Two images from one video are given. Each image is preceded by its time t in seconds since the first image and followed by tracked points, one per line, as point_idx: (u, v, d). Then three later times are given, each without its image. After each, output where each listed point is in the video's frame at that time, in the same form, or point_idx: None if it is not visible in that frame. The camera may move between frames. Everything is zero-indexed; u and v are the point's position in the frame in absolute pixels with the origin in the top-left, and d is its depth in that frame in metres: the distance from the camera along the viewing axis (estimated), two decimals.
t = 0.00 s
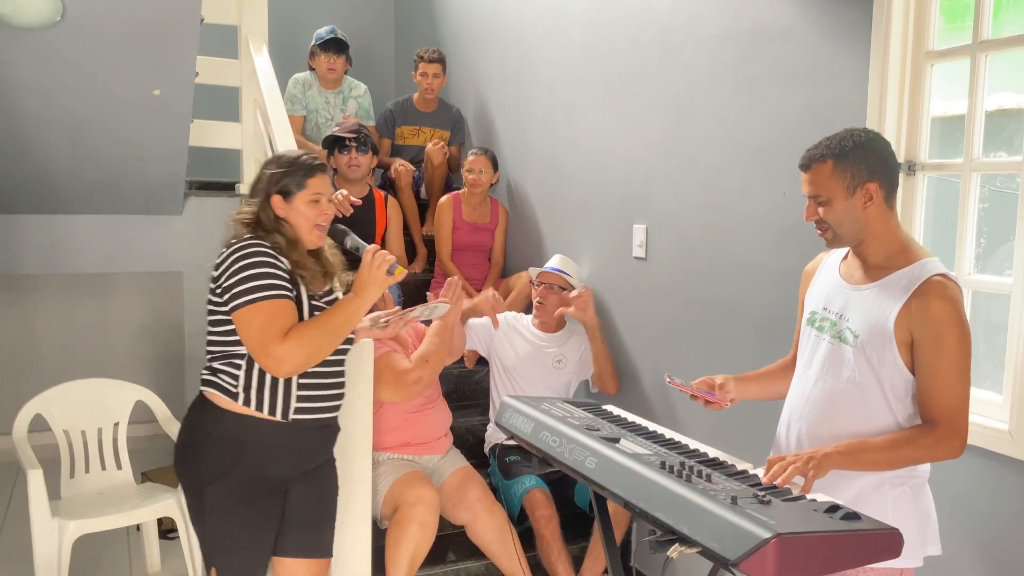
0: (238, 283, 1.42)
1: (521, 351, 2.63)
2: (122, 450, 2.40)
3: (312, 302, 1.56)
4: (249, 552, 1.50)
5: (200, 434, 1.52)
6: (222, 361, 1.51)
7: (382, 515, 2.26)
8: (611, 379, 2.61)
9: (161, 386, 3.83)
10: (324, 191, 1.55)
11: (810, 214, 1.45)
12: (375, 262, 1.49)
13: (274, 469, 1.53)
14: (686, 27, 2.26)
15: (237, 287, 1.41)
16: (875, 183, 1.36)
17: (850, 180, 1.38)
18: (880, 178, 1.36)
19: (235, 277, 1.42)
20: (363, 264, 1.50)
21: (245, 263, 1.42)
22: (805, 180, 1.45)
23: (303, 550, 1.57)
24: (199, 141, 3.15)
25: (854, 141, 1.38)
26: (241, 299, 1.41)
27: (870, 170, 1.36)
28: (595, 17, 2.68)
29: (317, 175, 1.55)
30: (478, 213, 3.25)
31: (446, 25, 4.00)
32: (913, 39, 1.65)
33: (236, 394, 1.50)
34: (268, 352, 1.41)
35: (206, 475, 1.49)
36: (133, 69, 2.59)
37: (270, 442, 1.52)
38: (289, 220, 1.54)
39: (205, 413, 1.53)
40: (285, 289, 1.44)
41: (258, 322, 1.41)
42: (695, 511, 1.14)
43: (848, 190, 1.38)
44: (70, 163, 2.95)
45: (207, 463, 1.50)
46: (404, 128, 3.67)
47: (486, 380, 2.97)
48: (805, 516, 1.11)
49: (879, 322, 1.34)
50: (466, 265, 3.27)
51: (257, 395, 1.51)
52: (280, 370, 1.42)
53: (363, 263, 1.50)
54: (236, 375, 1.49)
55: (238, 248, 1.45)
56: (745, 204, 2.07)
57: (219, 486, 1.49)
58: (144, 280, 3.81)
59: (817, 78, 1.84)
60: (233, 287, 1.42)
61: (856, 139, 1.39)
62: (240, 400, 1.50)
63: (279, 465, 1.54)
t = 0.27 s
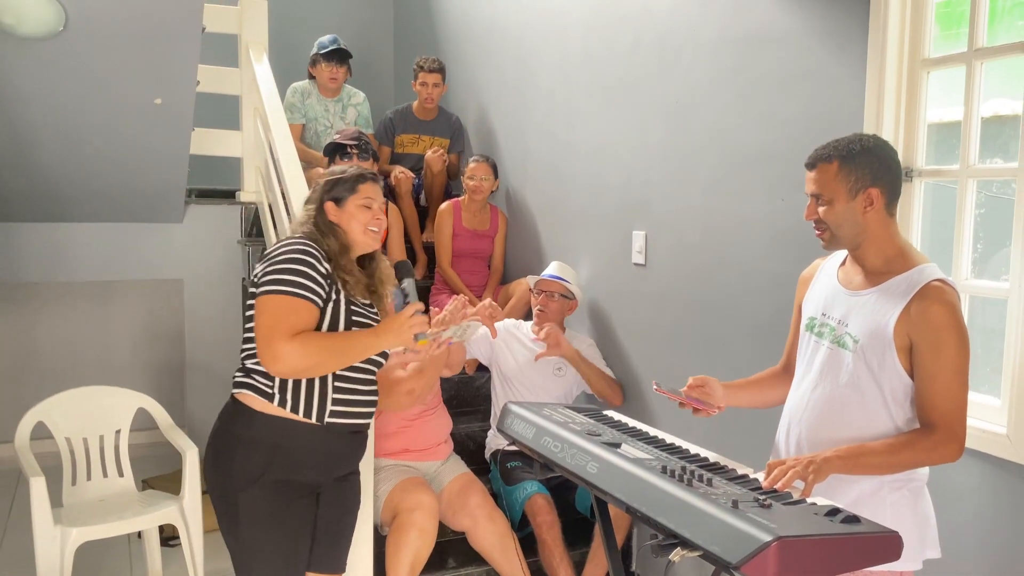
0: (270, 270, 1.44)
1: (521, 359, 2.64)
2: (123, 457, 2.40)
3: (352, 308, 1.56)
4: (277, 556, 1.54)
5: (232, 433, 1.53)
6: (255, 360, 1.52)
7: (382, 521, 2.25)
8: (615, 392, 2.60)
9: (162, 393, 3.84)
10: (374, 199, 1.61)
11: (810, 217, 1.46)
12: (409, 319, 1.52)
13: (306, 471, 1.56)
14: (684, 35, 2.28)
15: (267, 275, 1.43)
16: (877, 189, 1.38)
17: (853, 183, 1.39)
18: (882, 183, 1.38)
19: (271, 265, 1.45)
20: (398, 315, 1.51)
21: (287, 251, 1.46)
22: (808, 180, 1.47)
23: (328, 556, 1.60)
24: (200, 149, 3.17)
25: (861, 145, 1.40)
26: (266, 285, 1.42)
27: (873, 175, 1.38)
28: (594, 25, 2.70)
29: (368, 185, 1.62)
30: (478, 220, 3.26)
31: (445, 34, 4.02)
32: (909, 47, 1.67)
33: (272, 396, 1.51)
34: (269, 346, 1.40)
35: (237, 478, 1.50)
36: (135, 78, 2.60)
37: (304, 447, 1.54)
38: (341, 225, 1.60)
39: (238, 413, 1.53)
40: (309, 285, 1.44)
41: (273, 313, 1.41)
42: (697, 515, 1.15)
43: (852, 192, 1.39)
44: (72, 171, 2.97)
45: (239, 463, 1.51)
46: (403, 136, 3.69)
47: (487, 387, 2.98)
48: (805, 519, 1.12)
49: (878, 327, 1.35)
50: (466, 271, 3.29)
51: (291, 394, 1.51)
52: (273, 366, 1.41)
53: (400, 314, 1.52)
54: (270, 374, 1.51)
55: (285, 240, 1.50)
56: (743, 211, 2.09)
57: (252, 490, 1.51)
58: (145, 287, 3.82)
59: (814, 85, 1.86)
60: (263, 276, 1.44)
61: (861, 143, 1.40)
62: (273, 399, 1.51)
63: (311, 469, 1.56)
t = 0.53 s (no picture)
0: (311, 292, 1.40)
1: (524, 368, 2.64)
2: (123, 463, 2.40)
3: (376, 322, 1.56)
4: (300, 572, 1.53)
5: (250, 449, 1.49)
6: (280, 379, 1.47)
7: (382, 527, 2.25)
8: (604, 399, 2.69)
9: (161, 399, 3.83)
10: (392, 205, 1.57)
11: (815, 221, 1.46)
12: (449, 291, 1.50)
13: (329, 486, 1.54)
14: (683, 41, 2.28)
15: (309, 297, 1.39)
16: (882, 194, 1.38)
17: (858, 188, 1.39)
18: (887, 188, 1.38)
19: (308, 285, 1.40)
20: (436, 289, 1.50)
21: (323, 271, 1.41)
22: (812, 184, 1.47)
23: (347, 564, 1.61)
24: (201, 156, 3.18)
25: (867, 149, 1.40)
26: (313, 309, 1.39)
27: (877, 179, 1.38)
28: (594, 31, 2.71)
29: (384, 192, 1.56)
30: (478, 225, 3.27)
31: (444, 40, 4.03)
32: (909, 53, 1.68)
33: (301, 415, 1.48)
34: (349, 369, 1.39)
35: (264, 497, 1.47)
36: (135, 84, 2.60)
37: (328, 462, 1.52)
38: (360, 235, 1.55)
39: (261, 431, 1.48)
40: (360, 304, 1.41)
41: (334, 336, 1.38)
42: (700, 520, 1.15)
43: (857, 197, 1.40)
44: (72, 178, 2.97)
45: (260, 480, 1.48)
46: (402, 142, 3.69)
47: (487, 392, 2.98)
48: (809, 524, 1.12)
49: (882, 332, 1.35)
50: (466, 276, 3.30)
51: (321, 412, 1.48)
52: (355, 384, 1.40)
53: (437, 288, 1.50)
54: (300, 394, 1.47)
55: (312, 256, 1.44)
56: (743, 215, 2.09)
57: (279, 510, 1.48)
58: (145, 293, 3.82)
59: (813, 90, 1.86)
60: (303, 298, 1.40)
61: (865, 147, 1.41)
62: (303, 418, 1.47)
63: (335, 483, 1.55)
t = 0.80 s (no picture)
0: (347, 316, 1.26)
1: (525, 376, 2.63)
2: (122, 468, 2.39)
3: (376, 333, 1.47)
4: None
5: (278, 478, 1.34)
6: (321, 405, 1.32)
7: (378, 531, 2.24)
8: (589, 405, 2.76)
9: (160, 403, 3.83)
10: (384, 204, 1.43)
11: (819, 225, 1.44)
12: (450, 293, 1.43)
13: (371, 500, 1.44)
14: (682, 44, 2.28)
15: (346, 323, 1.25)
16: (888, 195, 1.38)
17: (864, 191, 1.39)
18: (894, 190, 1.38)
19: (341, 309, 1.26)
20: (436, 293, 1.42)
21: (352, 291, 1.28)
22: (814, 188, 1.45)
23: None
24: (199, 160, 3.17)
25: (870, 152, 1.39)
26: (352, 337, 1.25)
27: (884, 181, 1.38)
28: (593, 35, 2.71)
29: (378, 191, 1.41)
30: (477, 228, 3.27)
31: (443, 43, 4.04)
32: (908, 55, 1.68)
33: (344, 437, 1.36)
34: (387, 398, 1.28)
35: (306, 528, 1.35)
36: (134, 88, 2.60)
37: (367, 479, 1.41)
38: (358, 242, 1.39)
39: (294, 458, 1.34)
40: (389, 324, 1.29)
41: (370, 365, 1.26)
42: (700, 524, 1.15)
43: (863, 200, 1.39)
44: (71, 182, 2.96)
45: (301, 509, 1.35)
46: (401, 145, 3.69)
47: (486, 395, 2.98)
48: (809, 527, 1.12)
49: (884, 335, 1.34)
50: (464, 280, 3.30)
51: (366, 430, 1.37)
52: (394, 410, 1.30)
53: (437, 292, 1.42)
54: (345, 415, 1.34)
55: (332, 274, 1.29)
56: (742, 218, 2.09)
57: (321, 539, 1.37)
58: (144, 297, 3.82)
59: (813, 92, 1.86)
60: (338, 324, 1.26)
61: (866, 149, 1.40)
62: (351, 440, 1.36)
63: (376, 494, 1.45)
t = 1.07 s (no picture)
0: (362, 327, 1.18)
1: (527, 382, 2.61)
2: (122, 472, 2.39)
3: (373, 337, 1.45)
4: None
5: (291, 505, 1.26)
6: (336, 422, 1.25)
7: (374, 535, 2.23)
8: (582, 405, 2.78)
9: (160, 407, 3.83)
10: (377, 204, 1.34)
11: (823, 225, 1.43)
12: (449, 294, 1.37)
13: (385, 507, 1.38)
14: (680, 47, 2.29)
15: (363, 334, 1.18)
16: (894, 196, 1.38)
17: (869, 192, 1.38)
18: (898, 191, 1.38)
19: (355, 319, 1.19)
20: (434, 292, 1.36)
21: (365, 300, 1.20)
22: (816, 188, 1.44)
23: None
24: (199, 164, 3.18)
25: (873, 153, 1.39)
26: (368, 348, 1.18)
27: (889, 182, 1.38)
28: (591, 38, 2.71)
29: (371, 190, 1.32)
30: (477, 231, 3.27)
31: (442, 47, 4.05)
32: (906, 58, 1.68)
33: (359, 451, 1.29)
34: (400, 410, 1.22)
35: (322, 550, 1.28)
36: (133, 92, 2.61)
37: (379, 493, 1.35)
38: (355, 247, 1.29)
39: (307, 479, 1.26)
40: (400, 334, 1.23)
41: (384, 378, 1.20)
42: (700, 528, 1.14)
43: (868, 201, 1.38)
44: (70, 186, 2.97)
45: (320, 532, 1.28)
46: (399, 148, 3.71)
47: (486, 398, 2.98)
48: (808, 531, 1.11)
49: (886, 339, 1.34)
50: (464, 282, 3.30)
51: (381, 443, 1.32)
52: (405, 425, 1.24)
53: (434, 293, 1.34)
54: (360, 430, 1.28)
55: (343, 283, 1.21)
56: (741, 221, 2.10)
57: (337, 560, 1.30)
58: (143, 301, 3.82)
59: (811, 95, 1.86)
60: (353, 336, 1.18)
61: (869, 150, 1.39)
62: (368, 455, 1.30)
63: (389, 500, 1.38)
